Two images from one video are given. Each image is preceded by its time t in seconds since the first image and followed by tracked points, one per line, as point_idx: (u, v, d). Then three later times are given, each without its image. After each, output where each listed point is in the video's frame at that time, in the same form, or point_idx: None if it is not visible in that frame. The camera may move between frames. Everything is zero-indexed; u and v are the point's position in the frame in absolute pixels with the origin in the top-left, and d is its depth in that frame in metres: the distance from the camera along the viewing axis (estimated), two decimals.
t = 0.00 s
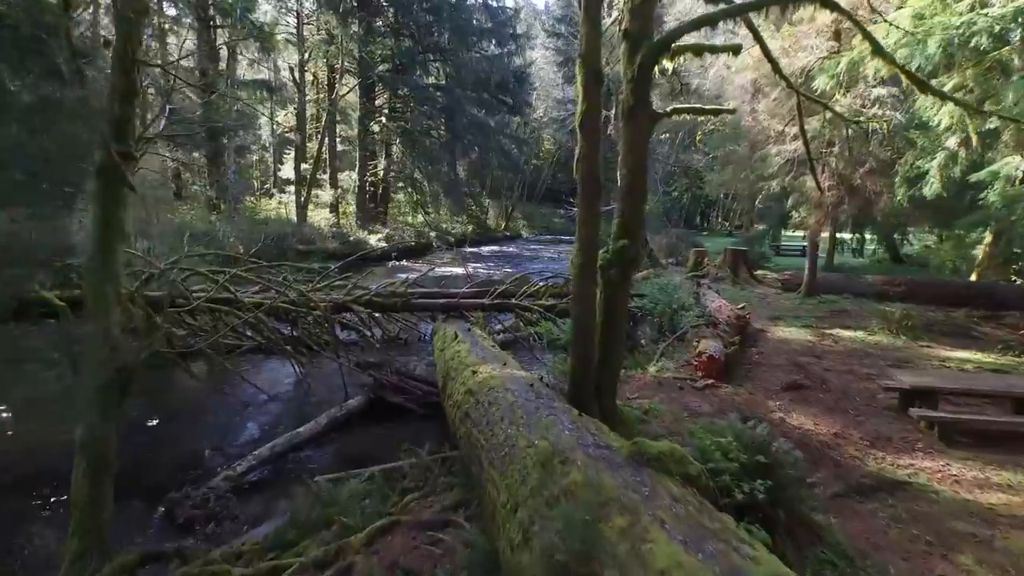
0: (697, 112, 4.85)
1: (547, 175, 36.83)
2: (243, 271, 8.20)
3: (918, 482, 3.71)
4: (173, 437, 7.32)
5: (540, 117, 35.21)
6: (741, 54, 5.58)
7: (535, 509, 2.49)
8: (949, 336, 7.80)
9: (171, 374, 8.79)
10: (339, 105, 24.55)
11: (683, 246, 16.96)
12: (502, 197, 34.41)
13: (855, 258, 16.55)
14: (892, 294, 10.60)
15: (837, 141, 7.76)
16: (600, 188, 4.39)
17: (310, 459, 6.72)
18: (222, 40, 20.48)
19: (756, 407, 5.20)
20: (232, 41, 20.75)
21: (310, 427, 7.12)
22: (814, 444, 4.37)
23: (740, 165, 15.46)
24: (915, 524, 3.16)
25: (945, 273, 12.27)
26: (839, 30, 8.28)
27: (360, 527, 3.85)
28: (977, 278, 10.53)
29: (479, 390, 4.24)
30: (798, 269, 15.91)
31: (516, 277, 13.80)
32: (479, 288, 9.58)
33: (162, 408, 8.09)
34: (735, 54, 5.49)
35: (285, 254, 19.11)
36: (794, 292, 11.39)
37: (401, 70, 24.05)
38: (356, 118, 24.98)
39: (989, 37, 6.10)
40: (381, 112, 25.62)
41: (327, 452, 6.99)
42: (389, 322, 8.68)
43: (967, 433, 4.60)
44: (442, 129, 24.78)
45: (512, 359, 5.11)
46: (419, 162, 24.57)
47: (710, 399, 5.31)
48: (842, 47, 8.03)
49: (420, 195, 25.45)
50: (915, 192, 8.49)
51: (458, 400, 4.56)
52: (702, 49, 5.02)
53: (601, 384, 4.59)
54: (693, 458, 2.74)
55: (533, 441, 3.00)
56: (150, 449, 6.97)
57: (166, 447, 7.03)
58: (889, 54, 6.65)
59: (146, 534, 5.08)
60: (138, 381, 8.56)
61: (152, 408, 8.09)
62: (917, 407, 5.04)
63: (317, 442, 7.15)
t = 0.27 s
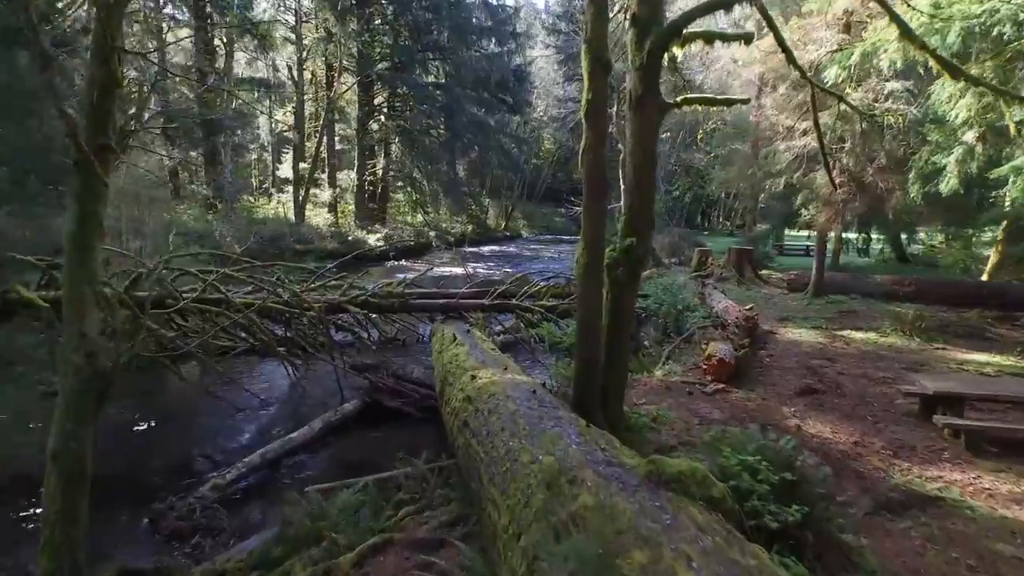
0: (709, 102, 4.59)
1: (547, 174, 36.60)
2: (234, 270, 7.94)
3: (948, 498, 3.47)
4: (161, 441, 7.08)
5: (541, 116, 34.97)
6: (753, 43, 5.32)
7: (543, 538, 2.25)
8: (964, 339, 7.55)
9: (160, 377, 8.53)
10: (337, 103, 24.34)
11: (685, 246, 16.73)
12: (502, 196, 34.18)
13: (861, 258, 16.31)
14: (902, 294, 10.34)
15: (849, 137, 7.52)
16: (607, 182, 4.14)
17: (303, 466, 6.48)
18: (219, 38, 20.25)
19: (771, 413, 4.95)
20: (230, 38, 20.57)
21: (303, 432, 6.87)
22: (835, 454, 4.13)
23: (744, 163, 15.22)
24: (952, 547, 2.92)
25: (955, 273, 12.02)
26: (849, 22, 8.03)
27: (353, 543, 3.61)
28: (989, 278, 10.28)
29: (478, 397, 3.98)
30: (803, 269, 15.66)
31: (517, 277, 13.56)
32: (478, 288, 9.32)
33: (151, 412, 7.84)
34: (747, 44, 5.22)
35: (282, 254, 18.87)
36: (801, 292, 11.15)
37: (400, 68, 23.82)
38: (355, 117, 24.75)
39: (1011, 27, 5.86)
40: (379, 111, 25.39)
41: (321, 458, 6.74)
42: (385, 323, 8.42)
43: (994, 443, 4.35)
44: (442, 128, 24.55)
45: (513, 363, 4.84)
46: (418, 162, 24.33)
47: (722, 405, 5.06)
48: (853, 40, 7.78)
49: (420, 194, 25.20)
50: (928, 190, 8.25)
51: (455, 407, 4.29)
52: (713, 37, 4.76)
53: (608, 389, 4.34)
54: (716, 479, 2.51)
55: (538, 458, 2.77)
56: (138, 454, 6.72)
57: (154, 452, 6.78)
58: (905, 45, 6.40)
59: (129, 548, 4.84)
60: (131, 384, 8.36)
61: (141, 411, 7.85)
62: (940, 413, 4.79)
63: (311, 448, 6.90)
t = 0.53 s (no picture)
0: (722, 91, 4.35)
1: (547, 174, 36.40)
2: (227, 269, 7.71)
3: (981, 514, 3.27)
4: (150, 445, 6.86)
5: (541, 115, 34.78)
6: (767, 29, 5.05)
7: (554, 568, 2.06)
8: (978, 340, 7.33)
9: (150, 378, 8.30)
10: (336, 101, 24.14)
11: (688, 245, 16.53)
12: (502, 196, 33.98)
13: (866, 258, 16.09)
14: (911, 293, 10.13)
15: (859, 130, 7.31)
16: (614, 174, 3.91)
17: (296, 471, 6.27)
18: (217, 36, 20.04)
19: (784, 419, 4.73)
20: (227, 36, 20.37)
21: (296, 436, 6.65)
22: (855, 463, 3.91)
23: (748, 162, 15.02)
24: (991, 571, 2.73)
25: (965, 272, 11.79)
26: (859, 14, 7.82)
27: (344, 559, 3.39)
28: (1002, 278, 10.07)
29: (477, 402, 3.75)
30: (808, 268, 15.44)
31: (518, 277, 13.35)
32: (478, 287, 9.08)
33: (141, 415, 7.63)
34: (761, 30, 4.97)
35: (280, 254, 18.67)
36: (807, 292, 10.94)
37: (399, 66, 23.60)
38: (354, 115, 24.53)
39: None
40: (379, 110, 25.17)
41: (315, 463, 6.53)
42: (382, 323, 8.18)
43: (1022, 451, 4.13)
44: (441, 127, 24.34)
45: (514, 365, 4.62)
46: (418, 161, 24.10)
47: (733, 410, 4.84)
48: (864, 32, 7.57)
49: (419, 193, 25.04)
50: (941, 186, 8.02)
51: (453, 413, 4.06)
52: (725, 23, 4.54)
53: (614, 393, 4.14)
54: (742, 498, 2.30)
55: (542, 472, 2.57)
56: (126, 460, 6.51)
57: (142, 457, 6.58)
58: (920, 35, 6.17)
59: (113, 560, 4.63)
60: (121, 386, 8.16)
61: (131, 414, 7.64)
62: (963, 418, 4.57)
63: (305, 453, 6.69)
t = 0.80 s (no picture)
0: (734, 79, 4.14)
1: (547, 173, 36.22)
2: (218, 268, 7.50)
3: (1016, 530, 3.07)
4: (140, 449, 6.68)
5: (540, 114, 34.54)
6: (777, 16, 4.82)
7: None
8: (992, 340, 7.13)
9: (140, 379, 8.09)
10: (334, 99, 23.95)
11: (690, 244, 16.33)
12: (501, 195, 33.79)
13: (870, 257, 15.89)
14: (919, 293, 9.91)
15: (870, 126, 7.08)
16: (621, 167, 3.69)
17: (290, 476, 6.07)
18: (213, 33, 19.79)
19: (798, 424, 4.52)
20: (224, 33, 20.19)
21: (288, 441, 6.44)
22: (876, 473, 3.70)
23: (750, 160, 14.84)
24: None
25: (973, 272, 11.58)
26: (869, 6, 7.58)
27: None
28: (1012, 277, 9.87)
29: (476, 408, 3.55)
30: (811, 268, 15.25)
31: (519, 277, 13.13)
32: (477, 286, 8.86)
33: (131, 418, 7.45)
34: (773, 17, 4.74)
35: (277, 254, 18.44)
36: (813, 291, 10.74)
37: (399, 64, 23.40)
38: (352, 114, 24.29)
39: None
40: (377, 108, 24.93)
41: (310, 468, 6.34)
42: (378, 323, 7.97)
43: None
44: (441, 126, 24.17)
45: (515, 368, 4.41)
46: (417, 160, 23.85)
47: (745, 415, 4.63)
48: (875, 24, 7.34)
49: (418, 192, 24.81)
50: (954, 183, 7.81)
51: (450, 419, 3.85)
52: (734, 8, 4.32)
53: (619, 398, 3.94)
54: (769, 519, 2.11)
55: (546, 488, 2.38)
56: (113, 466, 6.30)
57: (132, 461, 6.40)
58: (936, 25, 5.94)
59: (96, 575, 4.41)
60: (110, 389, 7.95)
61: (121, 417, 7.45)
62: (984, 422, 4.38)
63: (300, 458, 6.50)
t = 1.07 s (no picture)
0: (748, 64, 3.87)
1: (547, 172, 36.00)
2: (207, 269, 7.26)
3: None
4: (125, 457, 6.44)
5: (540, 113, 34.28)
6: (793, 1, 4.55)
7: None
8: (1010, 342, 6.89)
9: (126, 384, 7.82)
10: (332, 98, 23.77)
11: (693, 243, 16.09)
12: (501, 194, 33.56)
13: (876, 256, 15.67)
14: (930, 293, 9.77)
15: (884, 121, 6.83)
16: (630, 158, 3.43)
17: (280, 485, 5.85)
18: (209, 30, 19.52)
19: (817, 433, 4.28)
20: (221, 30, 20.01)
21: (279, 448, 6.20)
22: (901, 487, 3.47)
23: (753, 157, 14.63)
24: None
25: (983, 271, 11.35)
26: None
27: None
28: None
29: (473, 419, 3.30)
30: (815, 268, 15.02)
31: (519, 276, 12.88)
32: (475, 287, 8.63)
33: (117, 424, 7.21)
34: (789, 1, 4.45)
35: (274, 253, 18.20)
36: (820, 292, 10.51)
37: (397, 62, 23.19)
38: (350, 112, 24.03)
39: None
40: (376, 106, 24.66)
41: (301, 476, 6.11)
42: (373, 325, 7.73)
43: None
44: (440, 124, 23.99)
45: (515, 374, 4.15)
46: (416, 159, 23.54)
47: (759, 423, 4.39)
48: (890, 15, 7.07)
49: (417, 191, 24.56)
50: (969, 180, 7.56)
51: (446, 431, 3.59)
52: None
53: (628, 405, 3.70)
54: (808, 554, 1.87)
55: (552, 515, 2.16)
56: (97, 475, 6.07)
57: (115, 471, 6.15)
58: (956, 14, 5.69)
59: None
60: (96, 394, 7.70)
61: (107, 423, 7.22)
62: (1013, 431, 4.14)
63: (292, 465, 6.28)
